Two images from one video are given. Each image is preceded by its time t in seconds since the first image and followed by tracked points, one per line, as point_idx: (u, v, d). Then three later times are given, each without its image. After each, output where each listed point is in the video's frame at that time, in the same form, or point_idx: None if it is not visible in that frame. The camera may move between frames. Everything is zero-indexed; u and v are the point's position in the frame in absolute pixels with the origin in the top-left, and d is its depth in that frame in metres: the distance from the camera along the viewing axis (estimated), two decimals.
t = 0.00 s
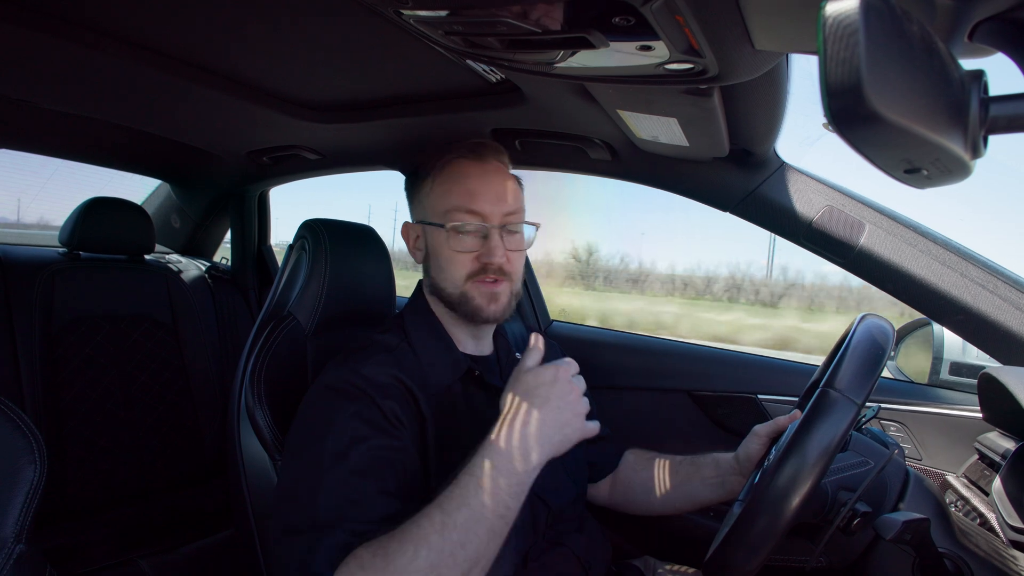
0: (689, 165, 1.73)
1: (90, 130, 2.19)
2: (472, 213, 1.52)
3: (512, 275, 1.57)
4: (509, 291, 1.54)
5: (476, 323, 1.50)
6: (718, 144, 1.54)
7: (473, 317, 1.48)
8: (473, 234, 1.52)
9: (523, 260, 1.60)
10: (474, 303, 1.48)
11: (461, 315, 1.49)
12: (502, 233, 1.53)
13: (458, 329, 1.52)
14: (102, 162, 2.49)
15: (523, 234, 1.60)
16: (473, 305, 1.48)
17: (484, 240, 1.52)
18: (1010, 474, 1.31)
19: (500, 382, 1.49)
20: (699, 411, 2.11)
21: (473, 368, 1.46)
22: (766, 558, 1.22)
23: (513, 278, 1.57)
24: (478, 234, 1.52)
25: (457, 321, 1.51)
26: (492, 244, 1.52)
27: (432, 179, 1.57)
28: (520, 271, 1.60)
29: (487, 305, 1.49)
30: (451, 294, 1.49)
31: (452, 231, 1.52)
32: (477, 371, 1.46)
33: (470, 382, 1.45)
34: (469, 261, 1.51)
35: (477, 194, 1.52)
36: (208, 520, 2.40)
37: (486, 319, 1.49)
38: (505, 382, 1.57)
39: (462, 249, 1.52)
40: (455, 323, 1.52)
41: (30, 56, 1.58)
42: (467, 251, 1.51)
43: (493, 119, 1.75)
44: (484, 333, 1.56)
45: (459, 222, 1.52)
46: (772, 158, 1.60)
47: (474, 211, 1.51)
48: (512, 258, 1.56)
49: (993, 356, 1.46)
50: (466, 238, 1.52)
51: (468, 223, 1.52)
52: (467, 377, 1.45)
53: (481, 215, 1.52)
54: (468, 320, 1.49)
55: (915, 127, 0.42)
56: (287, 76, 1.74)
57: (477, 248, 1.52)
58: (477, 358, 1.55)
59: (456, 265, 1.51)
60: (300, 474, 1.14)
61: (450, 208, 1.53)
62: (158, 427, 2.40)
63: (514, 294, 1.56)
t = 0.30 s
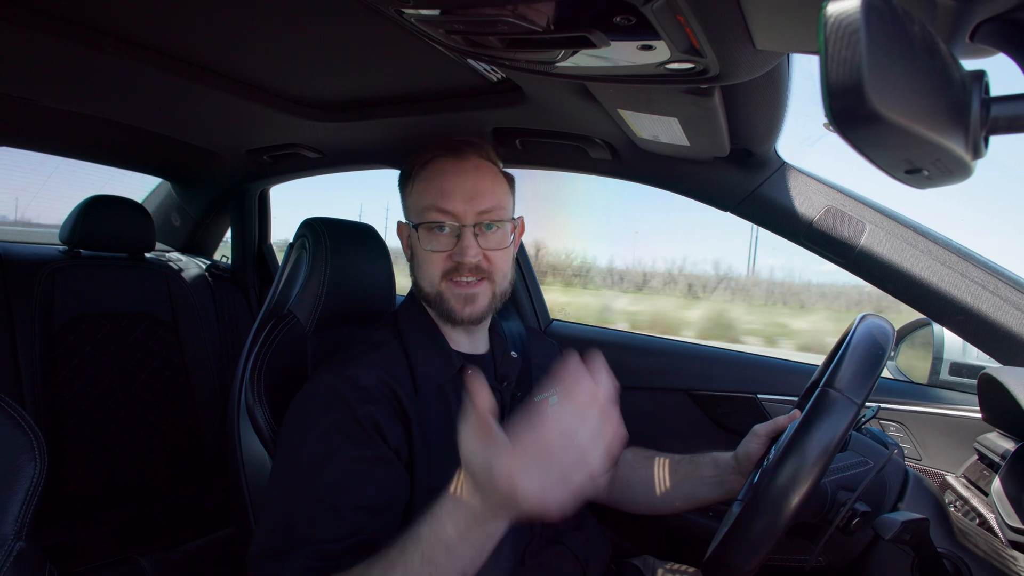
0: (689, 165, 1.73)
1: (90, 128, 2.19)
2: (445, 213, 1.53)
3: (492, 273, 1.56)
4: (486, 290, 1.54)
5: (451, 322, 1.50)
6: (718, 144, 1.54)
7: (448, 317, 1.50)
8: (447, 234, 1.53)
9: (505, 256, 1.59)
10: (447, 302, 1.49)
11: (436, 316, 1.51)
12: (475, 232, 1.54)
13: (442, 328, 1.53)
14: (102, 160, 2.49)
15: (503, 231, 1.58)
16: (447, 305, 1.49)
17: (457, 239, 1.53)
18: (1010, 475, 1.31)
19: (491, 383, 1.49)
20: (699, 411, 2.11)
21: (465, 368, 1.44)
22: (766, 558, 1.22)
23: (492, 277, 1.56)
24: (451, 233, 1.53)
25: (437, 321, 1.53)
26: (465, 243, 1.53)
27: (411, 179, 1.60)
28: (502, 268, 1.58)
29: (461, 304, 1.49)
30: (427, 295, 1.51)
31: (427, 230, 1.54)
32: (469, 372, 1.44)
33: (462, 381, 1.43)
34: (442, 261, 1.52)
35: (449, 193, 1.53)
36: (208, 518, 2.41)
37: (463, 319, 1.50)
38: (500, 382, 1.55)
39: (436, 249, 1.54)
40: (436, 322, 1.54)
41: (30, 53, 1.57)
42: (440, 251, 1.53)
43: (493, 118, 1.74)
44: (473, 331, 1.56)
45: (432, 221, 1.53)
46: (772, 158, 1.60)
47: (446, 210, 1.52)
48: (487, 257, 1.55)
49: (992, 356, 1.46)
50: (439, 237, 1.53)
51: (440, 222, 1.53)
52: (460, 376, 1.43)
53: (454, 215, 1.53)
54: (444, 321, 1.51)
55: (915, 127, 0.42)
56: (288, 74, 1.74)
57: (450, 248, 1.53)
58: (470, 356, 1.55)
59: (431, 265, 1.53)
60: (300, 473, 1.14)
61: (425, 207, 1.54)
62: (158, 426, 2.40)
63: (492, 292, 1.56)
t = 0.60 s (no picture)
0: (689, 164, 1.73)
1: (90, 129, 2.19)
2: (454, 216, 1.52)
3: (500, 279, 1.56)
4: (495, 296, 1.54)
5: (459, 326, 1.50)
6: (718, 142, 1.54)
7: (456, 322, 1.49)
8: (456, 238, 1.52)
9: (513, 261, 1.59)
10: (455, 306, 1.48)
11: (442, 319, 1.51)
12: (485, 237, 1.53)
13: (448, 331, 1.53)
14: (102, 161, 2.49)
15: (512, 236, 1.58)
16: (456, 310, 1.48)
17: (467, 243, 1.53)
18: (1011, 473, 1.31)
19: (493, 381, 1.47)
20: (700, 410, 2.11)
21: (469, 369, 1.42)
22: (766, 556, 1.21)
23: (500, 281, 1.56)
24: (460, 237, 1.53)
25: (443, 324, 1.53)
26: (475, 247, 1.52)
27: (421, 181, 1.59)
28: (510, 273, 1.58)
29: (470, 310, 1.49)
30: (434, 298, 1.51)
31: (436, 233, 1.54)
32: (474, 373, 1.42)
33: (467, 382, 1.42)
34: (451, 265, 1.52)
35: (458, 197, 1.52)
36: (208, 518, 2.41)
37: (470, 324, 1.50)
38: (504, 382, 1.54)
39: (445, 252, 1.53)
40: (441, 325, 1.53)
41: (30, 54, 1.57)
42: (450, 255, 1.53)
43: (493, 117, 1.74)
44: (478, 334, 1.56)
45: (442, 225, 1.53)
46: (772, 156, 1.60)
47: (455, 214, 1.52)
48: (496, 262, 1.55)
49: (993, 354, 1.46)
50: (449, 240, 1.53)
51: (450, 225, 1.53)
52: (463, 378, 1.42)
53: (463, 220, 1.52)
54: (450, 325, 1.50)
55: (915, 125, 0.42)
56: (287, 74, 1.74)
57: (459, 252, 1.53)
58: (473, 357, 1.55)
59: (440, 268, 1.53)
60: (301, 473, 1.14)
61: (434, 211, 1.54)
62: (159, 425, 2.41)
63: (500, 298, 1.56)
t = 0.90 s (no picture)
0: (689, 166, 1.73)
1: (91, 131, 2.20)
2: (457, 218, 1.52)
3: (501, 280, 1.56)
4: (497, 298, 1.54)
5: (462, 329, 1.50)
6: (718, 144, 1.54)
7: (459, 325, 1.49)
8: (459, 240, 1.52)
9: (514, 262, 1.58)
10: (457, 308, 1.48)
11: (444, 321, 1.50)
12: (487, 238, 1.53)
13: (450, 334, 1.52)
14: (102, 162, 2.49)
15: (514, 237, 1.58)
16: (458, 313, 1.48)
17: (469, 245, 1.52)
18: (1011, 475, 1.30)
19: (493, 384, 1.47)
20: (700, 411, 2.11)
21: (469, 372, 1.42)
22: (766, 559, 1.21)
23: (502, 283, 1.56)
24: (463, 239, 1.52)
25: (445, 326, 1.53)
26: (477, 249, 1.52)
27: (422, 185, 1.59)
28: (511, 274, 1.58)
29: (472, 312, 1.48)
30: (436, 300, 1.51)
31: (439, 236, 1.53)
32: (474, 376, 1.42)
33: (467, 385, 1.42)
34: (453, 267, 1.52)
35: (461, 198, 1.52)
36: (208, 519, 2.41)
37: (472, 327, 1.50)
38: (502, 385, 1.53)
39: (448, 254, 1.53)
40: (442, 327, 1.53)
41: (31, 55, 1.58)
42: (452, 257, 1.52)
43: (493, 119, 1.75)
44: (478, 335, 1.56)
45: (444, 227, 1.53)
46: (772, 158, 1.60)
47: (457, 216, 1.52)
48: (498, 264, 1.55)
49: (993, 355, 1.46)
50: (451, 243, 1.53)
51: (452, 228, 1.52)
52: (462, 380, 1.41)
53: (465, 221, 1.52)
54: (452, 327, 1.50)
55: (915, 128, 0.42)
56: (288, 76, 1.75)
57: (462, 254, 1.52)
58: (472, 360, 1.55)
59: (443, 270, 1.52)
60: (301, 474, 1.14)
61: (436, 213, 1.54)
62: (159, 427, 2.40)
63: (501, 299, 1.55)
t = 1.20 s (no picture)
0: (689, 165, 1.73)
1: (91, 128, 2.20)
2: (514, 212, 1.54)
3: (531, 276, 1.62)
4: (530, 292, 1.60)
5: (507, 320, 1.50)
6: (718, 143, 1.54)
7: (509, 316, 1.50)
8: (512, 234, 1.53)
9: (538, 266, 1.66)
10: (507, 301, 1.49)
11: (492, 312, 1.48)
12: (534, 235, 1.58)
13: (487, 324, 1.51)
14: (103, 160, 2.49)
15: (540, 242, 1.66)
16: (511, 304, 1.49)
17: (522, 239, 1.55)
18: (1011, 476, 1.30)
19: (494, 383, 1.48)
20: (699, 411, 2.11)
21: (471, 371, 1.44)
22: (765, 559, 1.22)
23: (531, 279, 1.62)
24: (518, 232, 1.54)
25: (480, 318, 1.51)
26: (528, 244, 1.56)
27: (467, 172, 1.55)
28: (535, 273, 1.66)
29: (521, 304, 1.51)
30: (483, 291, 1.48)
31: (494, 227, 1.52)
32: (475, 374, 1.43)
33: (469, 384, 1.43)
34: (507, 259, 1.52)
35: (516, 194, 1.55)
36: (208, 518, 2.41)
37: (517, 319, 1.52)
38: (503, 383, 1.57)
39: (501, 246, 1.52)
40: (480, 318, 1.51)
41: (31, 53, 1.58)
42: (507, 249, 1.52)
43: (494, 117, 1.74)
44: (483, 334, 1.56)
45: (502, 219, 1.53)
46: (773, 157, 1.60)
47: (516, 209, 1.54)
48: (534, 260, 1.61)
49: (993, 356, 1.46)
50: (507, 235, 1.53)
51: (509, 220, 1.53)
52: (465, 379, 1.43)
53: (523, 215, 1.55)
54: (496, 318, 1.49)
55: (915, 127, 0.42)
56: (288, 74, 1.74)
57: (515, 247, 1.54)
58: (474, 359, 1.55)
59: (492, 261, 1.50)
60: (300, 472, 1.14)
61: (492, 203, 1.52)
62: (159, 424, 2.41)
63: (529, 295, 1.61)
